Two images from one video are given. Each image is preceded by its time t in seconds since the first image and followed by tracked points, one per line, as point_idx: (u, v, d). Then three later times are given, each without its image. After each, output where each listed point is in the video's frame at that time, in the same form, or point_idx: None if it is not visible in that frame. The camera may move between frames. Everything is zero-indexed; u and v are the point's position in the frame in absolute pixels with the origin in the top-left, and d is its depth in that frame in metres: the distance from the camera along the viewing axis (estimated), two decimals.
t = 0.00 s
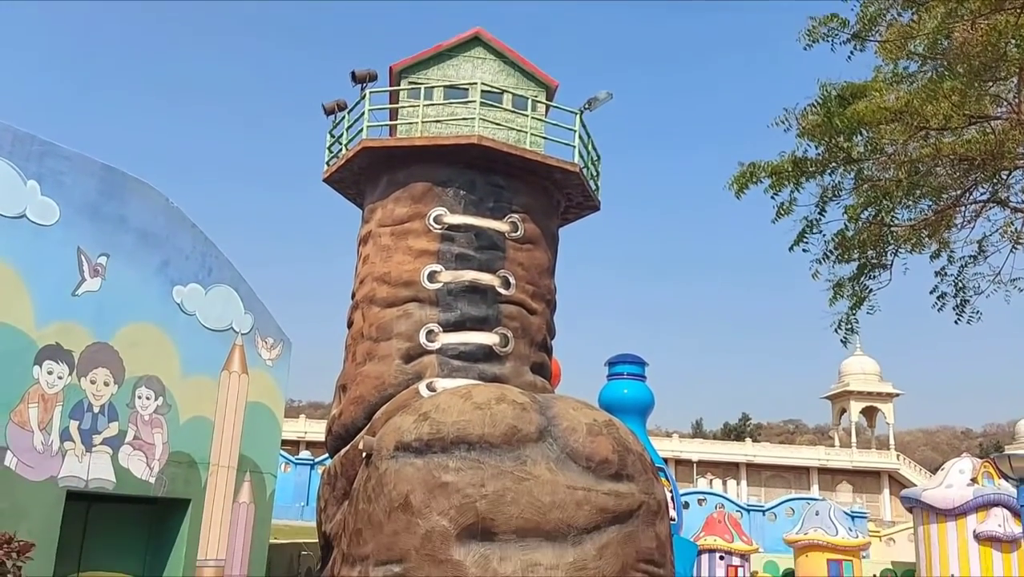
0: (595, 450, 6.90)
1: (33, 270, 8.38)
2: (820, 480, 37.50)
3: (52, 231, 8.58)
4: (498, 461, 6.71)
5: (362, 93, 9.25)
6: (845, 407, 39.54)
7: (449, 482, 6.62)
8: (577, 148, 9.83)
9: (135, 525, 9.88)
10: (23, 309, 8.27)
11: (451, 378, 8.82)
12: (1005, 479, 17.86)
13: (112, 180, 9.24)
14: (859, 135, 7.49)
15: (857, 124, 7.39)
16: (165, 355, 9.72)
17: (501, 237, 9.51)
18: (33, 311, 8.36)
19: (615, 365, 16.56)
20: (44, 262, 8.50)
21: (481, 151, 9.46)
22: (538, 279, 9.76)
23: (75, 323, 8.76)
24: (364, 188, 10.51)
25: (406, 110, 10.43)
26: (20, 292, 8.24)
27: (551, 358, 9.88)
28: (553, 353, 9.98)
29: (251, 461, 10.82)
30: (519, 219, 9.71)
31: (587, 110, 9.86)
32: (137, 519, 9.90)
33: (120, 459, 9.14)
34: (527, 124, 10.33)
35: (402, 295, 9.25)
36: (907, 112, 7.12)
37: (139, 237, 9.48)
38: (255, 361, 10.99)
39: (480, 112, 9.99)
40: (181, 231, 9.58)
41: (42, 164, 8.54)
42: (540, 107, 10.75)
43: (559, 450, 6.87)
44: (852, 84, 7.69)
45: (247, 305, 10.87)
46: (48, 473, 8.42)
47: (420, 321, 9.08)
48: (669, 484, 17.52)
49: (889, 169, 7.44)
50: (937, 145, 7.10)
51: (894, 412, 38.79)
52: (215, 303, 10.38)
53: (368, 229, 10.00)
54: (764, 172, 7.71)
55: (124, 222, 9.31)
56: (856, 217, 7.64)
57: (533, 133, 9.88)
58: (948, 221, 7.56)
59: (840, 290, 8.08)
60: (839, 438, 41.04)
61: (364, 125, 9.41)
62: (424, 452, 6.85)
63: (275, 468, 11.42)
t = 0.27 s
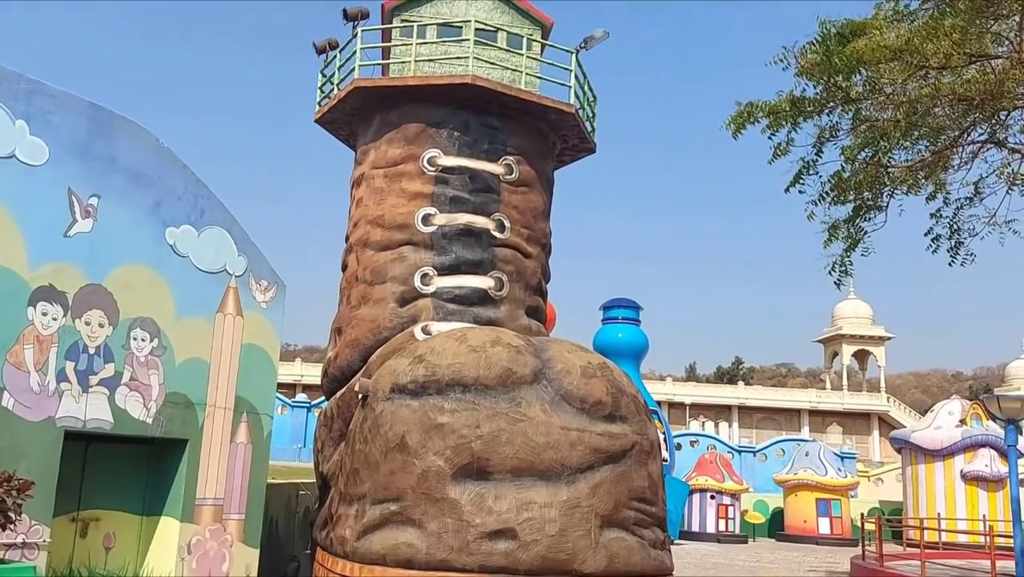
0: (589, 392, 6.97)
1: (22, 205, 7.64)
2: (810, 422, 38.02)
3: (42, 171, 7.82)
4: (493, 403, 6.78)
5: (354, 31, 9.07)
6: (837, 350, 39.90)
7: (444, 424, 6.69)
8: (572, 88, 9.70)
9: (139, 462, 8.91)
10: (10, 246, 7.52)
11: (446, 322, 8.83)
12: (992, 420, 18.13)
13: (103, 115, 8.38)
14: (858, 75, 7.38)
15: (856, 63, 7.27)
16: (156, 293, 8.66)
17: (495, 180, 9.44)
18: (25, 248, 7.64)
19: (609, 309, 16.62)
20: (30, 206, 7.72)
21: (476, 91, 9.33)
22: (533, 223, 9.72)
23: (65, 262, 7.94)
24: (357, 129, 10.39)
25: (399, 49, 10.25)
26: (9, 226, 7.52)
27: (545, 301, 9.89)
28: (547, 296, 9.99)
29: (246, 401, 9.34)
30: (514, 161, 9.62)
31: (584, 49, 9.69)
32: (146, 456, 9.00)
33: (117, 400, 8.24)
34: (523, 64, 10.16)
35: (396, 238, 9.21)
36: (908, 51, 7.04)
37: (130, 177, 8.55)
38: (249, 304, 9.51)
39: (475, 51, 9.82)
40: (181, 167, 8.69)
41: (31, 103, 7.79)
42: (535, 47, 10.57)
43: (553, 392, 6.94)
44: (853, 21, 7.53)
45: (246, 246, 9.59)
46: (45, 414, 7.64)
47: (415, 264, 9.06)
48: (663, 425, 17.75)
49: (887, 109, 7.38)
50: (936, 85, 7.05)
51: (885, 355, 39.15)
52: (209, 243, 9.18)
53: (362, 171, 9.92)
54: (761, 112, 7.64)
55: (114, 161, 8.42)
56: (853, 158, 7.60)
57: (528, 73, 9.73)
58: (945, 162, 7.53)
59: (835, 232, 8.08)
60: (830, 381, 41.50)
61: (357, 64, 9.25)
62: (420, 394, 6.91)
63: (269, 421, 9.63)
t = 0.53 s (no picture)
0: (583, 359, 6.98)
1: (13, 172, 7.60)
2: (803, 390, 38.27)
3: (32, 136, 7.74)
4: (487, 370, 6.80)
5: None
6: (830, 319, 40.08)
7: (438, 391, 6.71)
8: (566, 54, 9.61)
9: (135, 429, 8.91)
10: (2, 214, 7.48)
11: (440, 290, 8.82)
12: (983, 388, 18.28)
13: (93, 80, 8.26)
14: (854, 41, 7.31)
15: (853, 29, 7.15)
16: (149, 261, 8.63)
17: (489, 147, 9.39)
18: (16, 216, 7.59)
19: (603, 278, 16.62)
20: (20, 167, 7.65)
21: (470, 57, 9.24)
22: (527, 190, 9.67)
23: (57, 230, 7.91)
24: (350, 95, 10.30)
25: (392, 14, 10.13)
26: None
27: (539, 270, 9.88)
28: (541, 265, 9.97)
29: (240, 368, 9.35)
30: (508, 128, 9.55)
31: (579, 14, 9.58)
32: (142, 424, 8.99)
33: (111, 367, 8.23)
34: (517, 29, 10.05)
35: (390, 206, 9.16)
36: (905, 16, 6.96)
37: (121, 143, 8.47)
38: (241, 271, 9.45)
39: (469, 16, 9.71)
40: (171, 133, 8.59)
41: (20, 68, 7.66)
42: (530, 12, 10.45)
43: (547, 359, 6.96)
44: None
45: (238, 214, 9.49)
46: (39, 381, 7.65)
47: (409, 232, 9.03)
48: (656, 393, 17.86)
49: (884, 76, 7.34)
50: (933, 51, 7.05)
51: (878, 324, 39.33)
52: (202, 210, 9.11)
53: (355, 137, 9.84)
54: (757, 79, 7.58)
55: (105, 128, 8.33)
56: (849, 125, 7.56)
57: (523, 38, 9.62)
58: (941, 130, 7.46)
59: (830, 200, 8.05)
60: (823, 349, 41.73)
61: (349, 29, 9.14)
62: (414, 361, 6.92)
63: (263, 389, 9.60)
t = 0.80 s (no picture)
0: (577, 341, 6.99)
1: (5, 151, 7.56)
2: (796, 371, 38.44)
3: (23, 115, 7.70)
4: (481, 351, 6.81)
5: None
6: (824, 301, 40.21)
7: (433, 371, 6.72)
8: (562, 33, 9.55)
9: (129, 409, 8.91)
10: None
11: (435, 271, 8.81)
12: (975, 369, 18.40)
13: (83, 58, 8.18)
14: (850, 21, 7.27)
15: (850, 9, 7.12)
16: (142, 241, 8.58)
17: (484, 127, 9.34)
18: (8, 195, 7.56)
19: (598, 260, 16.61)
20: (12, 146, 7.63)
21: (464, 36, 9.17)
22: (522, 171, 9.64)
23: (50, 209, 7.87)
24: (343, 75, 10.23)
25: None
26: None
27: (534, 251, 9.87)
28: (536, 246, 9.96)
29: (234, 348, 9.27)
30: (503, 108, 9.51)
31: None
32: (136, 405, 8.99)
33: (104, 347, 8.22)
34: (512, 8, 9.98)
35: (384, 186, 9.13)
36: None
37: (113, 122, 8.41)
38: (235, 252, 9.34)
39: None
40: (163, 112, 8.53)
41: (10, 46, 7.63)
42: None
43: (541, 340, 6.97)
44: None
45: (231, 193, 9.38)
46: (32, 360, 7.63)
47: (403, 213, 9.00)
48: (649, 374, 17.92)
49: (879, 56, 7.31)
50: (930, 32, 7.05)
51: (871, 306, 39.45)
52: (195, 189, 9.04)
53: (348, 117, 9.79)
54: (752, 58, 7.55)
55: (97, 107, 8.27)
56: (844, 106, 7.53)
57: (517, 17, 9.56)
58: (936, 111, 7.47)
59: (824, 181, 8.05)
60: (816, 330, 41.88)
61: (342, 8, 9.07)
62: (408, 342, 6.93)
63: (259, 368, 9.50)
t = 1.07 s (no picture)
0: (570, 321, 6.99)
1: None
2: (788, 352, 38.59)
3: (11, 93, 7.61)
4: (475, 331, 6.82)
5: None
6: (816, 282, 40.32)
7: (426, 352, 6.72)
8: (555, 12, 9.49)
9: (122, 389, 8.89)
10: None
11: (427, 252, 8.79)
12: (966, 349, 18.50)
13: (72, 35, 8.10)
14: None
15: None
16: (133, 221, 8.54)
17: (477, 107, 9.29)
18: None
19: (591, 241, 16.59)
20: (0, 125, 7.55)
21: (456, 15, 9.10)
22: (515, 151, 9.60)
23: (40, 188, 7.81)
24: (335, 54, 10.15)
25: None
26: None
27: (527, 231, 9.85)
28: (529, 226, 9.94)
29: (226, 328, 9.25)
30: (495, 87, 9.45)
31: None
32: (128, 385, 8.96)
33: (96, 327, 8.19)
34: None
35: (376, 166, 9.08)
36: None
37: (103, 101, 8.33)
38: (227, 232, 9.30)
39: None
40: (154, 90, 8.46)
41: None
42: None
43: (534, 321, 6.97)
44: None
45: (221, 172, 9.32)
46: (24, 341, 7.60)
47: (396, 193, 8.97)
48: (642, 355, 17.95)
49: (873, 35, 7.31)
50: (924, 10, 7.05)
51: (863, 286, 39.57)
52: (186, 168, 8.99)
53: (340, 96, 9.71)
54: (747, 37, 7.50)
55: (86, 85, 8.19)
56: (838, 85, 7.50)
57: None
58: (930, 90, 7.47)
59: (818, 160, 8.04)
60: (808, 311, 42.02)
61: None
62: (401, 323, 6.92)
63: (251, 348, 9.48)
